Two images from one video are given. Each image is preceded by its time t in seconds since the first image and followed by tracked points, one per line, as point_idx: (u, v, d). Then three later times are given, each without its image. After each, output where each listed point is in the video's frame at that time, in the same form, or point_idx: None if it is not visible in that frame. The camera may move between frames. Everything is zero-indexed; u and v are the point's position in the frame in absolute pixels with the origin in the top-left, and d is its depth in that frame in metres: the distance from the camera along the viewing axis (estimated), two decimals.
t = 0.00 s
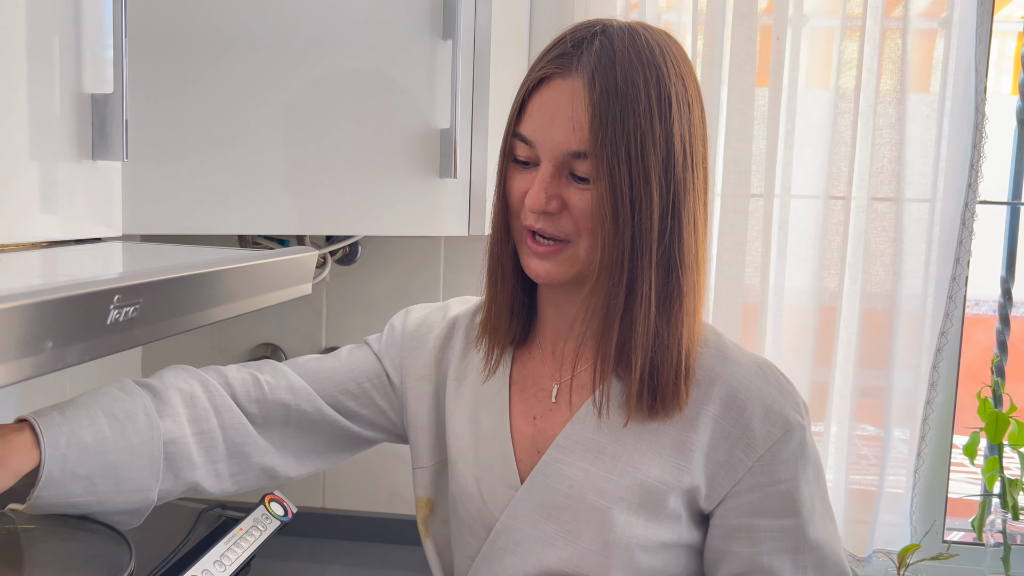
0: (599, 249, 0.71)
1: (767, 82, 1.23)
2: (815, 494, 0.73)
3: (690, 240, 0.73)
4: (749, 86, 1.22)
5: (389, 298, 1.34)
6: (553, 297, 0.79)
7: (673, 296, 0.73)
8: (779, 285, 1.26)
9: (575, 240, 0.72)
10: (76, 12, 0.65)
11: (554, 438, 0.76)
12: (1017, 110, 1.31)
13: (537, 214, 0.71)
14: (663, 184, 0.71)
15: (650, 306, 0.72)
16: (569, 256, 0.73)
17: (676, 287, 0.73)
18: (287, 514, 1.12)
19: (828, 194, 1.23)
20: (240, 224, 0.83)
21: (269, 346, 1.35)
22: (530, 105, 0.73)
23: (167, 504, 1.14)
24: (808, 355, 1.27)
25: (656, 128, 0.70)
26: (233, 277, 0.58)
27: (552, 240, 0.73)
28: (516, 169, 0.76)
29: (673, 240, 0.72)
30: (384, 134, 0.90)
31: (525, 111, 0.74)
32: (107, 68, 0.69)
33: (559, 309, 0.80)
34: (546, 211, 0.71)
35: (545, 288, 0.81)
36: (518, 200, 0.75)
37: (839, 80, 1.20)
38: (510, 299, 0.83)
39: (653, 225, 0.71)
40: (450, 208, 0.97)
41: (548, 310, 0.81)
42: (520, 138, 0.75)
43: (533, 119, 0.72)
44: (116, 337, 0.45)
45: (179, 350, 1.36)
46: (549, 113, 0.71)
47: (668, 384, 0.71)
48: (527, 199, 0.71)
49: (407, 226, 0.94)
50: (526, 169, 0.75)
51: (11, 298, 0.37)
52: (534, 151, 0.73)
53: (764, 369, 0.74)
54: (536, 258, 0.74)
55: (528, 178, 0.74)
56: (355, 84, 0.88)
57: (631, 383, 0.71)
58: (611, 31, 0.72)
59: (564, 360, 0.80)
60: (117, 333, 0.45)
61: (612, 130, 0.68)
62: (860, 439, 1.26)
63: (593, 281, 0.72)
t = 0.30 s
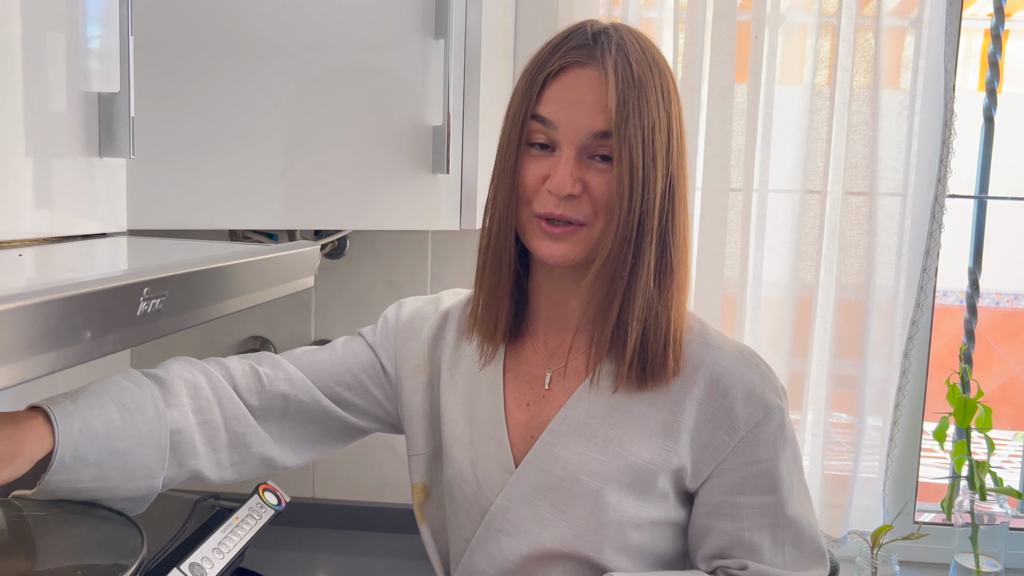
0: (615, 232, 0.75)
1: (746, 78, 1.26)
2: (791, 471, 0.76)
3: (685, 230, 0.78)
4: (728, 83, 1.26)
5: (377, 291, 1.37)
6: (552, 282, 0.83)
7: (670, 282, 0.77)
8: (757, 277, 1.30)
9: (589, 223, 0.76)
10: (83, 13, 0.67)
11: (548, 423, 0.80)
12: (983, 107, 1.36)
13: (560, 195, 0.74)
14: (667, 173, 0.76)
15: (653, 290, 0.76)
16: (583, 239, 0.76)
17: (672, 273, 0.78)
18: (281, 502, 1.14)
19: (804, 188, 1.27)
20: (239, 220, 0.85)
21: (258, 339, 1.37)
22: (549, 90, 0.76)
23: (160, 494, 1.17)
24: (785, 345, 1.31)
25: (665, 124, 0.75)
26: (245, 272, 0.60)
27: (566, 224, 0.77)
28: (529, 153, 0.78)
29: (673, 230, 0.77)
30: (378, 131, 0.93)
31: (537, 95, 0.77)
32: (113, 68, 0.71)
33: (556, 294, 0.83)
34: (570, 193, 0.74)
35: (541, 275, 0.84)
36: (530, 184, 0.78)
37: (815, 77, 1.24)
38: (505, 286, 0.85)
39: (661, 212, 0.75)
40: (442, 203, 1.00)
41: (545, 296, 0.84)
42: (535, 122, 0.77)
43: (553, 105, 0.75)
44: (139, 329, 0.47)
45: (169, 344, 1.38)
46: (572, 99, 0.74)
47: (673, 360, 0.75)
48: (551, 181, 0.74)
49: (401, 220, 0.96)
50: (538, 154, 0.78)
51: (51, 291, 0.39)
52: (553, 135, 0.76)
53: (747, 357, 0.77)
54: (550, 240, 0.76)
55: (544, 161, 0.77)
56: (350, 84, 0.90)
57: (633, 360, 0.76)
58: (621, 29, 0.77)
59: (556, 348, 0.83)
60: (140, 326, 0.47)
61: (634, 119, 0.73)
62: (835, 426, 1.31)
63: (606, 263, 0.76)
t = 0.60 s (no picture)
0: (639, 214, 0.82)
1: (726, 74, 1.29)
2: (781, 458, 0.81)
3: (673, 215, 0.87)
4: (709, 80, 1.28)
5: (364, 284, 1.38)
6: (559, 268, 0.88)
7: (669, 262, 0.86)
8: (736, 270, 1.33)
9: (612, 208, 0.83)
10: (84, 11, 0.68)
11: (548, 410, 0.83)
12: (954, 103, 1.40)
13: (592, 184, 0.80)
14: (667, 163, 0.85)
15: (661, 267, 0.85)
16: (606, 223, 0.83)
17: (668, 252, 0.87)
18: (271, 493, 1.16)
19: (782, 182, 1.30)
20: (233, 215, 0.87)
21: (246, 333, 1.38)
22: (571, 84, 0.81)
23: (152, 486, 1.19)
24: (764, 336, 1.35)
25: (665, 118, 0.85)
26: (248, 266, 0.63)
27: (588, 211, 0.83)
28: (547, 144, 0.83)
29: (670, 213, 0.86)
30: (369, 128, 0.95)
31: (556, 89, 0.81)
32: (112, 65, 0.72)
33: (558, 279, 0.88)
34: (601, 181, 0.80)
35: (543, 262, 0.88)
36: (554, 175, 0.82)
37: (792, 74, 1.28)
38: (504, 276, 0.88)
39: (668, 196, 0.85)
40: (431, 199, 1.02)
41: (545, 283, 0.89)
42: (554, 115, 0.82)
43: (578, 99, 0.81)
44: (149, 321, 0.49)
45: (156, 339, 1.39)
46: (597, 93, 0.81)
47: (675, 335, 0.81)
48: (584, 170, 0.80)
49: (392, 215, 0.98)
50: (558, 146, 0.83)
51: (78, 281, 0.41)
52: (579, 126, 0.81)
53: (729, 338, 0.82)
54: (581, 224, 0.82)
55: (567, 152, 0.82)
56: (342, 81, 0.92)
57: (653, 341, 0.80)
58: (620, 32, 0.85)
59: (553, 337, 0.88)
60: (150, 317, 0.49)
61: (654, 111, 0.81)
62: (813, 415, 1.34)
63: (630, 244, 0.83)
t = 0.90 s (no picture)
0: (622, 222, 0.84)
1: (705, 71, 1.30)
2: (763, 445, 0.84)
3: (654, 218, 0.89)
4: (688, 77, 1.29)
5: (346, 280, 1.39)
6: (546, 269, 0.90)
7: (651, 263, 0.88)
8: (715, 266, 1.35)
9: (597, 215, 0.84)
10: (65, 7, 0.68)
11: (534, 406, 0.85)
12: (928, 100, 1.43)
13: (575, 194, 0.81)
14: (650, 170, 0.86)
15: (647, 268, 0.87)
16: (590, 231, 0.84)
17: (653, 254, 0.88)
18: (254, 489, 1.16)
19: (761, 178, 1.32)
20: (216, 212, 0.87)
21: (228, 329, 1.38)
22: (555, 96, 0.82)
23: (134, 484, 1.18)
24: (744, 331, 1.36)
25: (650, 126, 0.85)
26: (233, 261, 0.63)
27: (572, 219, 0.84)
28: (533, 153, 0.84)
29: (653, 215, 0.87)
30: (353, 125, 0.95)
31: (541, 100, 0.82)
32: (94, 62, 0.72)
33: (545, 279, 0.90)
34: (585, 192, 0.81)
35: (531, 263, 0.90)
36: (538, 184, 0.83)
37: (770, 71, 1.29)
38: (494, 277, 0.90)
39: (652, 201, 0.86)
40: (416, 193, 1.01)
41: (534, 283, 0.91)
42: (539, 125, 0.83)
43: (561, 110, 0.82)
44: (137, 317, 0.49)
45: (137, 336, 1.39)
46: (581, 105, 0.81)
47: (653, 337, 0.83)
48: (568, 181, 0.81)
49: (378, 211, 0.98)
50: (542, 156, 0.83)
51: (64, 279, 0.41)
52: (563, 136, 0.82)
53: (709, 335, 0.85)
54: (566, 231, 0.83)
55: (551, 161, 0.83)
56: (325, 78, 0.92)
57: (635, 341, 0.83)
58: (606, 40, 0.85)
59: (539, 335, 0.90)
60: (137, 314, 0.49)
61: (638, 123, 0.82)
62: (792, 408, 1.36)
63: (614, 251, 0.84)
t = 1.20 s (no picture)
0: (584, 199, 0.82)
1: (688, 66, 1.30)
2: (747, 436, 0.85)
3: (639, 205, 0.85)
4: (671, 72, 1.29)
5: (329, 276, 1.38)
6: (531, 262, 0.88)
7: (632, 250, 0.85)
8: (698, 261, 1.35)
9: (555, 194, 0.82)
10: None
11: (532, 402, 0.84)
12: (909, 96, 1.43)
13: (519, 170, 0.81)
14: (624, 147, 0.83)
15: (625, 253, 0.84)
16: (547, 209, 0.82)
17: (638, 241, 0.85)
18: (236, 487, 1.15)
19: (744, 174, 1.32)
20: (197, 207, 0.86)
21: (209, 326, 1.37)
22: (505, 83, 0.84)
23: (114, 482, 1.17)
24: (727, 326, 1.36)
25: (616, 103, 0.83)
26: (211, 256, 0.62)
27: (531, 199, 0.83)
28: (491, 142, 0.86)
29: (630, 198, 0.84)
30: (335, 120, 0.94)
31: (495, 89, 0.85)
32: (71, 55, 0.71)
33: (531, 273, 0.89)
34: (528, 167, 0.81)
35: (518, 257, 0.90)
36: (493, 169, 0.85)
37: (752, 66, 1.29)
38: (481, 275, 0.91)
39: (623, 180, 0.83)
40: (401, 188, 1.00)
41: (522, 278, 0.90)
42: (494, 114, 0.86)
43: (507, 94, 0.84)
44: (113, 312, 0.48)
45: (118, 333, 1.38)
46: (526, 86, 0.83)
47: (649, 328, 0.82)
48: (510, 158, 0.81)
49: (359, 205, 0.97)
50: (500, 143, 0.85)
51: (37, 274, 0.40)
52: (511, 119, 0.84)
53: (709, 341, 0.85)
54: (520, 211, 0.82)
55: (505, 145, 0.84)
56: (307, 72, 0.91)
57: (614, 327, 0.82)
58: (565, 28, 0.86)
59: (538, 331, 0.88)
60: (114, 309, 0.48)
61: (585, 96, 0.81)
62: (775, 403, 1.37)
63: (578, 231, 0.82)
